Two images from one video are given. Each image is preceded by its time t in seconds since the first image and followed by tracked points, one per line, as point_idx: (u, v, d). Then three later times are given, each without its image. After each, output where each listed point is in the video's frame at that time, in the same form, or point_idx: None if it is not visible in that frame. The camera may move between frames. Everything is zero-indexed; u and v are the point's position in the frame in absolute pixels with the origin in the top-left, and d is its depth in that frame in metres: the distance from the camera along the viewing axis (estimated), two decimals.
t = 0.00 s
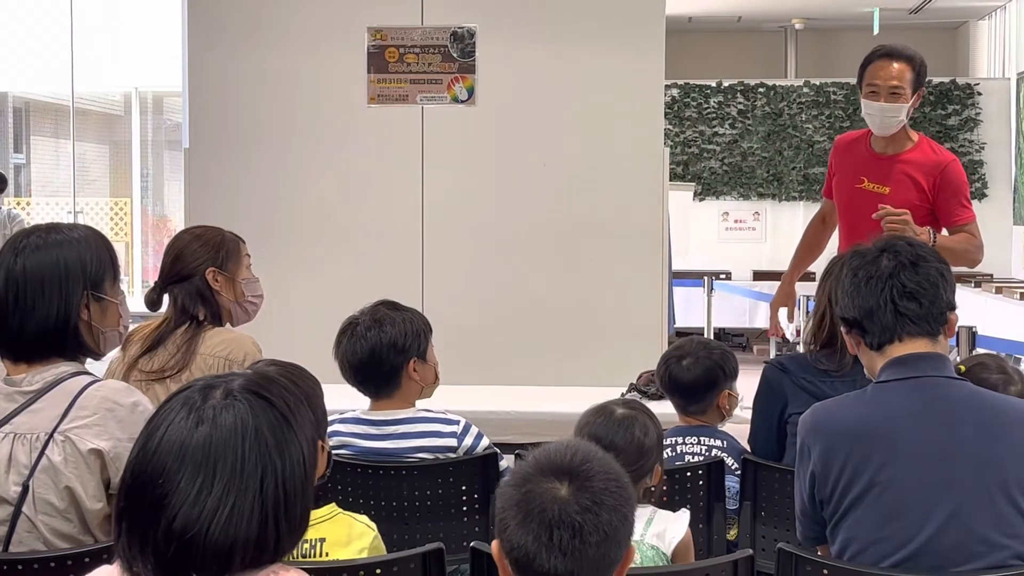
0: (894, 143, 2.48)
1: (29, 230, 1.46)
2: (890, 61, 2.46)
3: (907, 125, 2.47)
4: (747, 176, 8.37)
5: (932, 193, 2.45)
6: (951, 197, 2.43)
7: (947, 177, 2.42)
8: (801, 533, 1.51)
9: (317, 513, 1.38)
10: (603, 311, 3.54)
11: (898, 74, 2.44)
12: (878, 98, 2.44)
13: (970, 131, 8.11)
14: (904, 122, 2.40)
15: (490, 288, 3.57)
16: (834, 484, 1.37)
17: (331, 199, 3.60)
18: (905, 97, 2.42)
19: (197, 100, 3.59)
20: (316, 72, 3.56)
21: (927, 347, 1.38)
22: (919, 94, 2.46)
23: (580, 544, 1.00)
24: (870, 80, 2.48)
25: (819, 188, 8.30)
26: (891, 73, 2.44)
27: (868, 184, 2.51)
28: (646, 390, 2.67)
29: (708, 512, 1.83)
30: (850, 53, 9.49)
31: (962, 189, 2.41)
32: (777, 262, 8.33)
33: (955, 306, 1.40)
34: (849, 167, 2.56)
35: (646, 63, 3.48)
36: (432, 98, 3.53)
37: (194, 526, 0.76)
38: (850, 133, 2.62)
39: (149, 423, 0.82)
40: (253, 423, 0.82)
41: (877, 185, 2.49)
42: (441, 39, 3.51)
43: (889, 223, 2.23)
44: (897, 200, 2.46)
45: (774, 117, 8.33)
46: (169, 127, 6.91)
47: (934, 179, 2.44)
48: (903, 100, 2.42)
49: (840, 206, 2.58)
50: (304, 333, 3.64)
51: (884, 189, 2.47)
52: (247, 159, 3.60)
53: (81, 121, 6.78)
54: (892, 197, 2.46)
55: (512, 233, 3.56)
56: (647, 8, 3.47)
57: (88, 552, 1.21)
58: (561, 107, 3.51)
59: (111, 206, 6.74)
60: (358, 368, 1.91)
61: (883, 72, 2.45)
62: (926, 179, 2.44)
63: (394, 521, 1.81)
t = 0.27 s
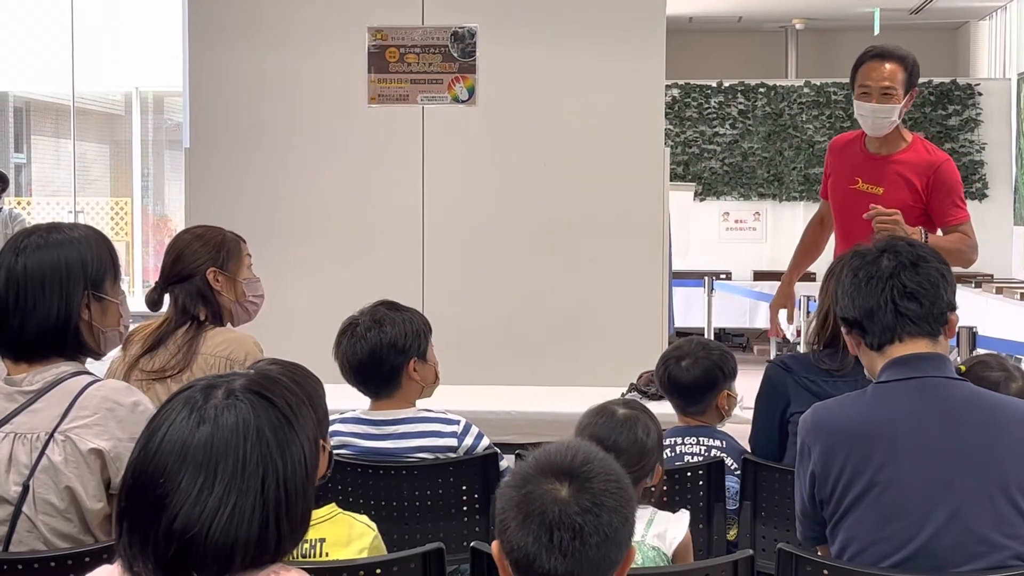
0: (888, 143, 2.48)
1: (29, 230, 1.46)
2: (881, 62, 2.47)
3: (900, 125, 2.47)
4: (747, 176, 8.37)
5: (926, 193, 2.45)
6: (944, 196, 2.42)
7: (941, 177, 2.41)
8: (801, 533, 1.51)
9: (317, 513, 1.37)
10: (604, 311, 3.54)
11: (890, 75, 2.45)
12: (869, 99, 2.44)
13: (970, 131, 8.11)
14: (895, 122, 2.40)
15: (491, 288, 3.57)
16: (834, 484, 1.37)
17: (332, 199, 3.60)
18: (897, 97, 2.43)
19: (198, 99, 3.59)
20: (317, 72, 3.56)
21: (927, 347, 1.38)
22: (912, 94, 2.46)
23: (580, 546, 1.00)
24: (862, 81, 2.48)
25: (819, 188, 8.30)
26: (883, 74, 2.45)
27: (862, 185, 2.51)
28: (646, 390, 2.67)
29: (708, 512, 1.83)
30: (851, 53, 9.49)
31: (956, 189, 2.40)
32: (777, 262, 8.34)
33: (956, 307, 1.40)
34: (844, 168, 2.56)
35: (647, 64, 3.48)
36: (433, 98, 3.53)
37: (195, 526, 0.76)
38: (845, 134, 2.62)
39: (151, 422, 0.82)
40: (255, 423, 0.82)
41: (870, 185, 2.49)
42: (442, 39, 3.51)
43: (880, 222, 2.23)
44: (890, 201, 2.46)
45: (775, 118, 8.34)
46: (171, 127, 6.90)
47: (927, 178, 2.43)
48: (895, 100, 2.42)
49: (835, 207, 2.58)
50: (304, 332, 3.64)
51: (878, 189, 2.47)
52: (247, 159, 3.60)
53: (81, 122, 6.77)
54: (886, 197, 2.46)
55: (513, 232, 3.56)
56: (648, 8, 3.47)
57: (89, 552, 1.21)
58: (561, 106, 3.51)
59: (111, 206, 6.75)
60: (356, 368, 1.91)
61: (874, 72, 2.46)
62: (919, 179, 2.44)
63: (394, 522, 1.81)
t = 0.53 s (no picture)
0: (886, 143, 2.48)
1: (31, 229, 1.46)
2: (878, 64, 2.48)
3: (898, 125, 2.47)
4: (748, 176, 8.37)
5: (924, 193, 2.44)
6: (943, 196, 2.41)
7: (939, 177, 2.40)
8: (801, 534, 1.50)
9: (317, 513, 1.37)
10: (604, 311, 3.54)
11: (887, 76, 2.45)
12: (867, 99, 2.45)
13: (971, 131, 8.11)
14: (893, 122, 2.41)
15: (491, 288, 3.57)
16: (834, 484, 1.37)
17: (333, 198, 3.60)
18: (895, 97, 2.43)
19: (199, 99, 3.59)
20: (317, 72, 3.56)
21: (927, 347, 1.38)
22: (910, 95, 2.47)
23: (580, 545, 1.00)
24: (859, 82, 2.49)
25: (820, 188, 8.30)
26: (880, 75, 2.46)
27: (861, 185, 2.51)
28: (646, 391, 2.67)
29: (708, 512, 1.83)
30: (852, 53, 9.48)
31: (954, 189, 2.39)
32: (778, 262, 8.33)
33: (956, 308, 1.40)
34: (843, 169, 2.56)
35: (647, 64, 3.48)
36: (433, 98, 3.53)
37: (194, 526, 0.76)
38: (844, 135, 2.63)
39: (150, 422, 0.82)
40: (254, 422, 0.82)
41: (869, 186, 2.49)
42: (443, 39, 3.51)
43: (876, 221, 2.22)
44: (888, 201, 2.45)
45: (776, 118, 8.34)
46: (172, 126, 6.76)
47: (926, 178, 2.42)
48: (892, 100, 2.42)
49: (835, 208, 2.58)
50: (305, 331, 3.64)
51: (876, 189, 2.47)
52: (248, 159, 3.60)
53: (82, 121, 6.76)
54: (883, 197, 2.46)
55: (513, 232, 3.56)
56: (648, 8, 3.46)
57: (89, 551, 1.21)
58: (562, 107, 3.51)
59: (112, 205, 6.75)
60: (356, 368, 1.91)
61: (871, 73, 2.47)
62: (918, 179, 2.43)
63: (394, 522, 1.81)
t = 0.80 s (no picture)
0: (884, 144, 2.48)
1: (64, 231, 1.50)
2: (876, 64, 2.48)
3: (896, 125, 2.47)
4: (749, 177, 8.37)
5: (923, 192, 2.44)
6: (941, 196, 2.41)
7: (937, 176, 2.40)
8: (801, 534, 1.50)
9: (317, 514, 1.37)
10: (605, 311, 3.54)
11: (885, 77, 2.46)
12: (864, 100, 2.45)
13: (972, 132, 8.11)
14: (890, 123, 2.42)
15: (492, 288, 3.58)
16: (835, 484, 1.37)
17: (333, 199, 3.60)
18: (892, 98, 2.43)
19: (200, 99, 3.60)
20: (318, 72, 3.56)
21: (929, 348, 1.38)
22: (909, 95, 2.47)
23: (581, 545, 1.00)
24: (857, 83, 2.49)
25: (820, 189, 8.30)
26: (878, 75, 2.46)
27: (860, 186, 2.50)
28: (647, 391, 2.67)
29: (709, 513, 1.83)
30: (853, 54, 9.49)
31: (952, 187, 2.39)
32: (779, 263, 8.33)
33: (958, 308, 1.40)
34: (842, 170, 2.57)
35: (648, 64, 3.48)
36: (433, 98, 3.53)
37: (195, 525, 0.77)
38: (843, 136, 2.63)
39: (151, 421, 0.82)
40: (254, 422, 0.82)
41: (867, 186, 2.49)
42: (443, 39, 3.51)
43: (873, 221, 2.22)
44: (887, 201, 2.45)
45: (776, 118, 8.34)
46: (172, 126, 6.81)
47: (924, 178, 2.42)
48: (889, 101, 2.43)
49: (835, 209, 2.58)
50: (305, 332, 3.64)
51: (875, 190, 2.47)
52: (249, 159, 3.60)
53: (84, 121, 6.73)
54: (882, 197, 2.46)
55: (514, 232, 3.56)
56: (649, 9, 3.46)
57: (89, 551, 1.21)
58: (562, 107, 3.51)
59: (113, 205, 6.70)
60: (356, 368, 1.91)
61: (869, 73, 2.47)
62: (916, 179, 2.43)
63: (395, 522, 1.81)
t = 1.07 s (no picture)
0: (878, 145, 2.48)
1: (107, 240, 1.53)
2: (869, 66, 2.48)
3: (890, 127, 2.46)
4: (749, 177, 8.37)
5: (918, 193, 2.42)
6: (936, 196, 2.39)
7: (930, 176, 2.39)
8: (803, 534, 1.50)
9: (317, 514, 1.37)
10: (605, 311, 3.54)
11: (876, 78, 2.46)
12: (856, 102, 2.45)
13: (972, 132, 8.11)
14: (882, 124, 2.42)
15: (493, 288, 3.58)
16: (836, 484, 1.37)
17: (334, 199, 3.60)
18: (884, 100, 2.43)
19: (201, 99, 3.59)
20: (319, 72, 3.56)
21: (930, 348, 1.38)
22: (903, 97, 2.46)
23: (580, 542, 1.00)
24: (849, 85, 2.50)
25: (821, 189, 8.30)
26: (870, 77, 2.46)
27: (855, 188, 2.50)
28: (648, 391, 2.67)
29: (710, 513, 1.83)
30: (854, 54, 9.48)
31: (946, 187, 2.37)
32: (779, 263, 8.33)
33: (960, 309, 1.40)
34: (838, 172, 2.57)
35: (649, 64, 3.47)
36: (434, 98, 3.53)
37: (195, 525, 0.77)
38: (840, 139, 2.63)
39: (150, 421, 0.82)
40: (254, 421, 0.82)
41: (862, 188, 2.49)
42: (444, 39, 3.51)
43: (866, 222, 2.22)
44: (881, 202, 2.45)
45: (777, 118, 8.33)
46: (173, 126, 6.76)
47: (918, 178, 2.41)
48: (881, 103, 2.42)
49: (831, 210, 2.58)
50: (306, 331, 3.64)
51: (869, 191, 2.47)
52: (250, 159, 3.60)
53: (84, 120, 6.73)
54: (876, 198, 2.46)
55: (515, 232, 3.56)
56: (650, 9, 3.46)
57: (90, 551, 1.21)
58: (563, 107, 3.51)
59: (114, 205, 6.77)
60: (358, 370, 1.91)
61: (861, 75, 2.47)
62: (910, 180, 2.42)
63: (395, 521, 1.81)
